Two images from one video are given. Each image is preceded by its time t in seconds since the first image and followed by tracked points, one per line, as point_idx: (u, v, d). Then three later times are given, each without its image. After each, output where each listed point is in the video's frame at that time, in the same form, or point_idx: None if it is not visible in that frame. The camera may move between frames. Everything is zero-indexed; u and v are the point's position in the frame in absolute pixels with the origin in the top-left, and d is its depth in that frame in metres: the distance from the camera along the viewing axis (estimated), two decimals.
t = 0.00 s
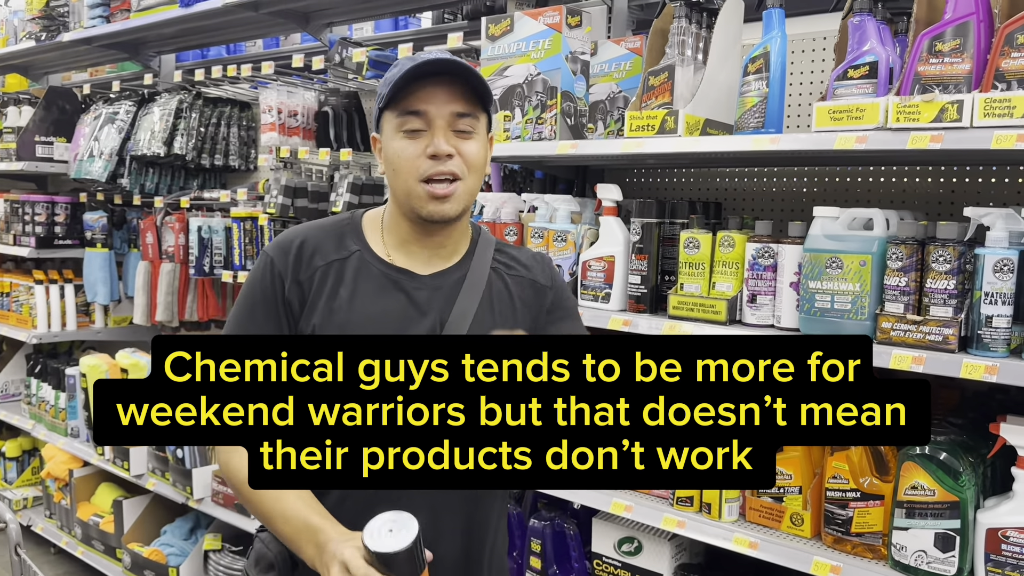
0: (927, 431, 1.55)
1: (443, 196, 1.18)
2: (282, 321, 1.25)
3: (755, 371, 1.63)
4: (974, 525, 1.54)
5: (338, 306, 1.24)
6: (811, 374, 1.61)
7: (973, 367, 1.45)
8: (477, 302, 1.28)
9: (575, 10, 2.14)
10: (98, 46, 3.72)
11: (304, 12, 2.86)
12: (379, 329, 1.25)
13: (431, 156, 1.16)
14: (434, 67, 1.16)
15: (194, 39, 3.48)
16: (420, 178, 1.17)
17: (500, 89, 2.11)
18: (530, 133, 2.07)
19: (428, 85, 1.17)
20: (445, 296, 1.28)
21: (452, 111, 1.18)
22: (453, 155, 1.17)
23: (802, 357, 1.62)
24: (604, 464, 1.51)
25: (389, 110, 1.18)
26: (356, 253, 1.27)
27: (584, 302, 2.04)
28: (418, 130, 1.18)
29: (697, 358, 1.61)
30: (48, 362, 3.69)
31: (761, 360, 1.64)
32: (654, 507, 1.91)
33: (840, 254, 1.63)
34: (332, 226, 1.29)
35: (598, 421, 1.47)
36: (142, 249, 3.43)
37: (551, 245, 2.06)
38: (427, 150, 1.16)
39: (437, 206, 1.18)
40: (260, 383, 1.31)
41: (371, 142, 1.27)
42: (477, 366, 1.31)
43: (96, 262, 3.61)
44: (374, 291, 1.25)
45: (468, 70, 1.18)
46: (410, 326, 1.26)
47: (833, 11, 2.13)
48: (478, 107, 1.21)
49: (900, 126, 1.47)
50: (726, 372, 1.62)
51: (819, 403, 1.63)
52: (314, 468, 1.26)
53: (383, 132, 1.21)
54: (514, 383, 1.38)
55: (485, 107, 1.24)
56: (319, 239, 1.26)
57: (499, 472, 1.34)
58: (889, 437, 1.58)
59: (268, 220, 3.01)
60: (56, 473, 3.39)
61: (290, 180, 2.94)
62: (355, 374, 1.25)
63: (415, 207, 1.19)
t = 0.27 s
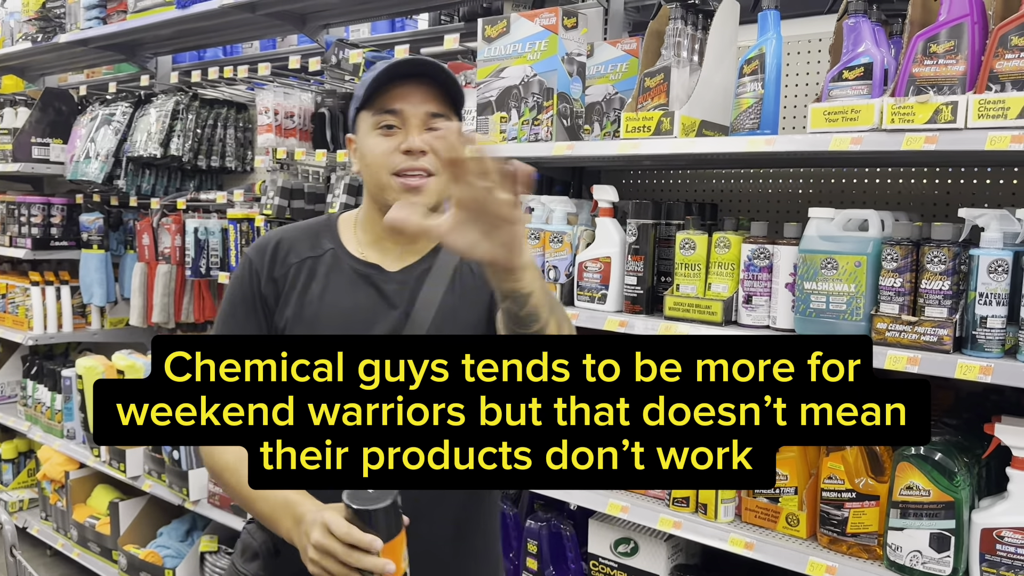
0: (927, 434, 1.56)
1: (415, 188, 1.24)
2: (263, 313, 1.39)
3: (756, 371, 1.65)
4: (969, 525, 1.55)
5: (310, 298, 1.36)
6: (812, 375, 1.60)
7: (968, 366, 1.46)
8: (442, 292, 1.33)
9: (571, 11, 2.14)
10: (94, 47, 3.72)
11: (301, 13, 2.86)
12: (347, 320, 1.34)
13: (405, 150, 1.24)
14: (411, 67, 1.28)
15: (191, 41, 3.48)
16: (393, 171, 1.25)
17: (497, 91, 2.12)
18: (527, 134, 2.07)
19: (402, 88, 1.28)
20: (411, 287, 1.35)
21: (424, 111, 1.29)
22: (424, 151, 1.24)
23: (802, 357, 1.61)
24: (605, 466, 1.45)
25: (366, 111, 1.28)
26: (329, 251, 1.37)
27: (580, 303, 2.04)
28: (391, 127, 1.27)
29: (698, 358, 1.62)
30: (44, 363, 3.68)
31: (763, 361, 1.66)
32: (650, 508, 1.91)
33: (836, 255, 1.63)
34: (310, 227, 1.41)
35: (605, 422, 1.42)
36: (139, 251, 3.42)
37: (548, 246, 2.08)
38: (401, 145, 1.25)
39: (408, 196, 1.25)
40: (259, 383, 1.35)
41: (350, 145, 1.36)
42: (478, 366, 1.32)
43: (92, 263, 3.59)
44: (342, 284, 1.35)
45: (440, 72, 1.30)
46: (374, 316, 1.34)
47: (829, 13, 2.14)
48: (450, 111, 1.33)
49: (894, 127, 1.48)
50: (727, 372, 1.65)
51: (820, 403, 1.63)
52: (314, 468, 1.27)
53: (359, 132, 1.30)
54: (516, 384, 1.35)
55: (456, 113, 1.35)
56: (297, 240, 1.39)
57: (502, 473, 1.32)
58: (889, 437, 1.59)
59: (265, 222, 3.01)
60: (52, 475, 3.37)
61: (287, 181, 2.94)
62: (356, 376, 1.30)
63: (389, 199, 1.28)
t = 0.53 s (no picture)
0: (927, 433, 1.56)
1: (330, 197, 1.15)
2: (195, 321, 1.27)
3: (756, 371, 1.71)
4: (967, 524, 1.55)
5: (240, 307, 1.25)
6: (812, 374, 1.64)
7: (964, 366, 1.46)
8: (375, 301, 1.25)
9: (568, 11, 2.14)
10: (92, 48, 3.71)
11: (298, 14, 2.86)
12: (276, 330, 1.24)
13: (319, 161, 1.15)
14: (324, 79, 1.16)
15: (188, 41, 3.47)
16: (307, 180, 1.15)
17: (495, 91, 2.11)
18: (524, 134, 2.07)
19: (321, 96, 1.17)
20: (345, 293, 1.25)
21: (343, 120, 1.17)
22: (340, 160, 1.15)
23: (802, 357, 1.66)
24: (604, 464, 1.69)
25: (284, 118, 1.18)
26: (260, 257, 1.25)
27: (578, 303, 2.04)
28: (310, 136, 1.17)
29: (697, 358, 1.73)
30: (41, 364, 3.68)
31: (761, 361, 1.71)
32: (648, 507, 1.91)
33: (833, 255, 1.64)
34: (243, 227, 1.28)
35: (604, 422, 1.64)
36: (136, 251, 3.42)
37: (545, 246, 2.09)
38: (315, 155, 1.15)
39: (324, 207, 1.17)
40: (260, 383, 1.31)
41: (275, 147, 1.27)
42: (479, 366, 1.45)
43: (90, 264, 3.59)
44: (274, 292, 1.25)
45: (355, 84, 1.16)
46: (307, 324, 1.25)
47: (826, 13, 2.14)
48: (374, 117, 1.18)
49: (892, 127, 1.48)
50: (726, 372, 1.72)
51: (820, 403, 1.70)
52: (313, 468, 1.26)
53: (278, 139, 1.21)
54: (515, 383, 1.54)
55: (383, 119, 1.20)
56: (228, 243, 1.26)
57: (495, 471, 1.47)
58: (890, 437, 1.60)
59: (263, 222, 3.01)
60: (49, 476, 3.36)
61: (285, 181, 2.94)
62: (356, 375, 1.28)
63: (304, 208, 1.18)
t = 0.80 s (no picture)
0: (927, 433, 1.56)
1: (271, 191, 1.25)
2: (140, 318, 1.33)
3: (756, 371, 1.74)
4: (962, 524, 1.55)
5: (182, 304, 1.30)
6: (812, 374, 1.68)
7: (961, 367, 1.46)
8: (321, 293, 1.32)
9: (565, 13, 2.14)
10: (89, 49, 3.71)
11: (296, 15, 2.86)
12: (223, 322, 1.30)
13: (263, 156, 1.25)
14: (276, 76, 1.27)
15: (186, 43, 3.48)
16: (249, 174, 1.25)
17: (492, 91, 2.11)
18: (521, 135, 2.07)
19: (268, 93, 1.27)
20: (289, 287, 1.32)
21: (288, 118, 1.28)
22: (283, 158, 1.26)
23: (802, 357, 1.68)
24: (603, 462, 1.82)
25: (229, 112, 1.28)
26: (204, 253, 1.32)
27: (575, 304, 2.04)
28: (255, 131, 1.28)
29: (697, 359, 1.77)
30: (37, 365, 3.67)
31: (762, 360, 1.73)
32: (644, 508, 1.91)
33: (829, 255, 1.64)
34: (186, 228, 1.34)
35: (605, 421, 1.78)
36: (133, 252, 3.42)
37: (543, 247, 2.09)
38: (259, 151, 1.26)
39: (265, 199, 1.25)
40: (260, 382, 1.38)
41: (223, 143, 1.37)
42: (479, 366, 1.72)
43: (86, 265, 3.58)
44: (219, 287, 1.31)
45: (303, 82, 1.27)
46: (251, 318, 1.30)
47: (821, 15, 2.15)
48: (318, 119, 1.30)
49: (887, 128, 1.49)
50: (726, 372, 1.76)
51: (820, 403, 1.71)
52: (315, 467, 1.36)
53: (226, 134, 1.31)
54: (515, 383, 1.74)
55: (327, 121, 1.32)
56: (171, 243, 1.33)
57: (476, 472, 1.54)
58: (890, 437, 1.59)
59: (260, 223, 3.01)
60: (46, 477, 3.37)
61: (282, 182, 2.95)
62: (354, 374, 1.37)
63: (246, 200, 1.27)
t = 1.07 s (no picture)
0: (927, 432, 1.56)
1: (271, 188, 1.30)
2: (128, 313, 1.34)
3: (755, 371, 1.70)
4: (958, 524, 1.56)
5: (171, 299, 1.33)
6: (812, 374, 1.64)
7: (957, 368, 1.47)
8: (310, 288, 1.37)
9: (563, 14, 2.15)
10: (86, 50, 3.71)
11: (293, 16, 2.86)
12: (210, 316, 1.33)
13: (265, 153, 1.30)
14: (277, 77, 1.33)
15: (183, 44, 3.48)
16: (250, 170, 1.30)
17: (489, 92, 2.12)
18: (518, 136, 2.08)
19: (273, 94, 1.33)
20: (278, 283, 1.37)
21: (291, 118, 1.34)
22: (284, 155, 1.31)
23: (802, 357, 1.64)
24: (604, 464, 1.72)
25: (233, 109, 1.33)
26: (194, 251, 1.36)
27: (572, 304, 2.05)
28: (256, 128, 1.33)
29: (697, 358, 1.71)
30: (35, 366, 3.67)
31: (761, 360, 1.69)
32: (641, 508, 1.92)
33: (825, 256, 1.64)
34: (175, 228, 1.39)
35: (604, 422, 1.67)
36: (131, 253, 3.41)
37: (540, 247, 2.09)
38: (261, 147, 1.31)
39: (264, 195, 1.31)
40: (260, 383, 1.33)
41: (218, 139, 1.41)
42: (479, 366, 1.58)
43: (83, 266, 3.58)
44: (209, 280, 1.34)
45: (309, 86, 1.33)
46: (240, 311, 1.34)
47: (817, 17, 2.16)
48: (318, 121, 1.37)
49: (883, 129, 1.49)
50: (726, 373, 1.71)
51: (820, 403, 1.67)
52: (314, 468, 1.31)
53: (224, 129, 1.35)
54: (515, 384, 1.59)
55: (323, 122, 1.39)
56: (160, 242, 1.37)
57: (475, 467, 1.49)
58: (890, 437, 1.58)
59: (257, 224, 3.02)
60: (43, 478, 3.36)
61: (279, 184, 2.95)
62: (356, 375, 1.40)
63: (244, 195, 1.31)
